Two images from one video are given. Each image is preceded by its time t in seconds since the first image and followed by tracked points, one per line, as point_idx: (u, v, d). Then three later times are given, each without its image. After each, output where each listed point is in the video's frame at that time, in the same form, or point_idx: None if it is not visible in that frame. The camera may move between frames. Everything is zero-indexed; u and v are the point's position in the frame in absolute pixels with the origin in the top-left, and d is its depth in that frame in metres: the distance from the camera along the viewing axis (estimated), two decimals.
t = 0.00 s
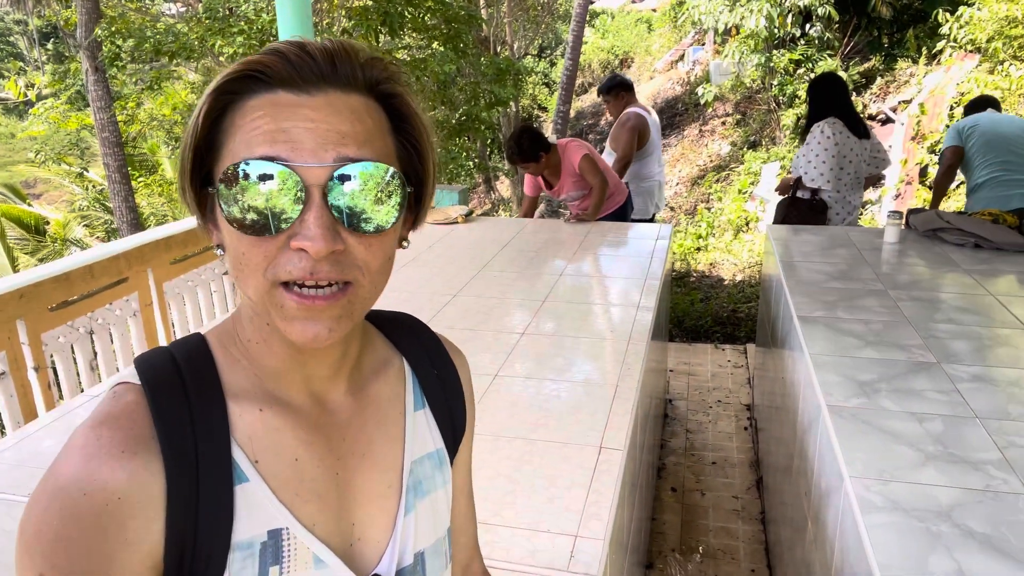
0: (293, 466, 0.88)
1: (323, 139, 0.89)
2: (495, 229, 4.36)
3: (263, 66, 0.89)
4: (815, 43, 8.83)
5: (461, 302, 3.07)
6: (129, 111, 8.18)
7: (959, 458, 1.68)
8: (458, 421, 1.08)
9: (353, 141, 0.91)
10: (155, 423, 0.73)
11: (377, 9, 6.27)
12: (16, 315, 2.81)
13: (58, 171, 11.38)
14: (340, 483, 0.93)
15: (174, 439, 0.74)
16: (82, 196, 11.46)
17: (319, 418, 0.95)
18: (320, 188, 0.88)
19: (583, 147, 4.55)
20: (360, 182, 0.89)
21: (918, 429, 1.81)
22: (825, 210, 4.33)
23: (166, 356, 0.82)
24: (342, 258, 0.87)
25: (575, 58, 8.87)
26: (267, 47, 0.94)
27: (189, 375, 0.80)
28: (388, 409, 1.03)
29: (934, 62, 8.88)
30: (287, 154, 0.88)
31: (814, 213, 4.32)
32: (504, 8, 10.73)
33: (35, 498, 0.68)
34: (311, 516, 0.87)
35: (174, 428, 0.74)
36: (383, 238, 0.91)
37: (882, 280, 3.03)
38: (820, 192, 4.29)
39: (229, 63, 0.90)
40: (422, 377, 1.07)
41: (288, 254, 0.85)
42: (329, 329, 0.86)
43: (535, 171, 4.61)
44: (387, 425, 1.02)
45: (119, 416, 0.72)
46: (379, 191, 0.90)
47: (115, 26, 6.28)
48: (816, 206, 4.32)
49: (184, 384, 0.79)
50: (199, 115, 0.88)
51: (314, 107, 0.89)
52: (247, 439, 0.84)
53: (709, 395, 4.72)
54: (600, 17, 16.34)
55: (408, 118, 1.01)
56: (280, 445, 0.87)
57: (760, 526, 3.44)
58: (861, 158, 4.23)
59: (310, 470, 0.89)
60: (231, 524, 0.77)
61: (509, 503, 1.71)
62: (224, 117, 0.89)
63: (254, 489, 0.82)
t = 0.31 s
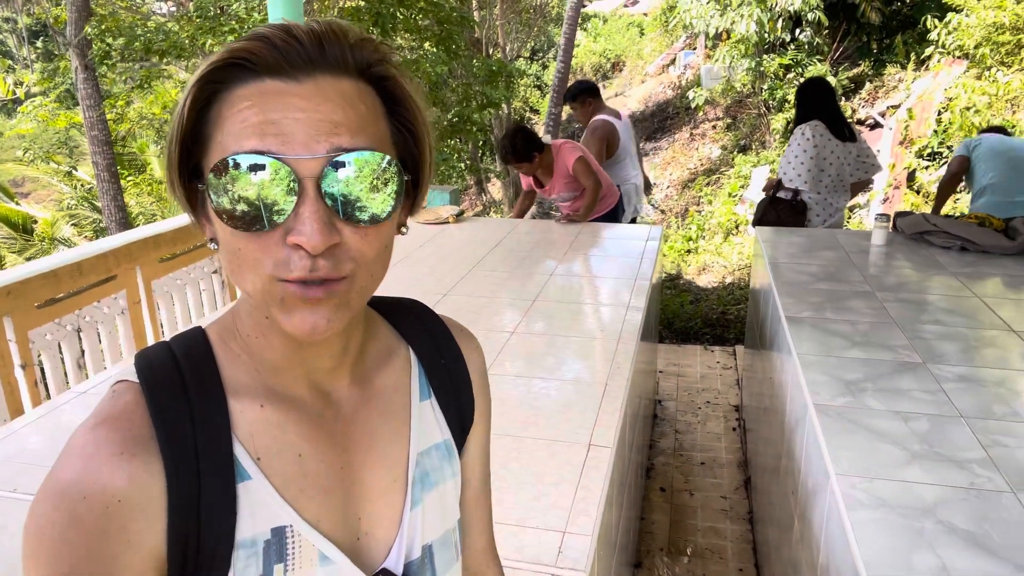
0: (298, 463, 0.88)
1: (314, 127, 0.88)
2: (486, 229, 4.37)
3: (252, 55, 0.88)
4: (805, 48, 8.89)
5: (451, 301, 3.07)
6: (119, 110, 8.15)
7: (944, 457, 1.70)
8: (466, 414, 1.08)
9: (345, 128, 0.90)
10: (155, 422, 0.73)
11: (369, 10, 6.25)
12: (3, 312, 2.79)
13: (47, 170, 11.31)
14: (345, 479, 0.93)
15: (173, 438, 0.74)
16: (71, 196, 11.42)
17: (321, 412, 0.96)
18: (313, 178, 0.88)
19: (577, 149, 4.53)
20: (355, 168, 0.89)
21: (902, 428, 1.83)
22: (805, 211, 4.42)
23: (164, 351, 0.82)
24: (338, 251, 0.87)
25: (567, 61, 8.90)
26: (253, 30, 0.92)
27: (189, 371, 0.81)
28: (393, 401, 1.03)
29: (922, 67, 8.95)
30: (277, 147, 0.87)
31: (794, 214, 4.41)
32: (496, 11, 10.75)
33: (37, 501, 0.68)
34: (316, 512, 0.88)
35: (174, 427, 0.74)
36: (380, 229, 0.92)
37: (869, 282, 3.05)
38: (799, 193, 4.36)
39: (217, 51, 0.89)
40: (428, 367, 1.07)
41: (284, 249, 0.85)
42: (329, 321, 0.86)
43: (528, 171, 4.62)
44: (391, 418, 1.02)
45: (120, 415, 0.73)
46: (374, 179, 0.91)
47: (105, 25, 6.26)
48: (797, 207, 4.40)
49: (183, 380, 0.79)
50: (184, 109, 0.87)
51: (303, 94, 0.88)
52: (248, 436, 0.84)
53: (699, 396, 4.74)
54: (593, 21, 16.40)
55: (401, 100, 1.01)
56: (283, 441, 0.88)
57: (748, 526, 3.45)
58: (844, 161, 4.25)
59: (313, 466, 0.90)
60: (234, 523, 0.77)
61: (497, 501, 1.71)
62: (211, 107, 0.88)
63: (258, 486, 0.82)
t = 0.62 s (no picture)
0: (285, 460, 0.89)
1: (339, 130, 0.89)
2: (480, 230, 4.38)
3: (280, 50, 0.86)
4: (798, 52, 8.95)
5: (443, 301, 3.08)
6: (114, 110, 8.14)
7: (930, 454, 1.73)
8: (458, 402, 1.09)
9: (365, 127, 0.92)
10: (135, 424, 0.74)
11: (364, 11, 6.25)
12: None
13: (41, 170, 11.29)
14: (335, 473, 0.94)
15: (156, 442, 0.74)
16: (64, 196, 11.40)
17: (307, 407, 0.97)
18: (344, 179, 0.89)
19: (571, 150, 4.54)
20: (363, 168, 0.91)
21: (890, 426, 1.85)
22: (792, 214, 4.43)
23: (143, 352, 0.82)
24: (369, 250, 0.89)
25: (562, 64, 8.93)
26: (255, 17, 0.89)
27: (168, 370, 0.81)
28: (382, 393, 1.05)
29: (914, 72, 9.00)
30: (311, 150, 0.87)
31: (781, 217, 4.42)
32: (492, 14, 10.78)
33: (24, 506, 0.70)
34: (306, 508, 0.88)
35: (156, 429, 0.75)
36: (386, 224, 0.94)
37: (860, 283, 3.07)
38: (787, 196, 4.38)
39: (228, 37, 0.85)
40: (416, 356, 1.09)
41: (314, 249, 0.87)
42: (350, 319, 0.87)
43: (522, 170, 4.64)
44: (380, 409, 1.03)
45: (101, 421, 0.73)
46: (364, 171, 0.91)
47: (100, 25, 6.27)
48: (784, 209, 4.41)
49: (163, 380, 0.79)
50: (196, 98, 0.83)
51: (331, 91, 0.88)
52: (233, 434, 0.85)
53: (691, 397, 4.75)
54: (588, 25, 16.47)
55: (394, 95, 1.04)
56: (268, 438, 0.89)
57: (739, 526, 3.46)
58: (832, 165, 4.27)
59: (301, 462, 0.91)
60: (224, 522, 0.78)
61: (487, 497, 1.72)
62: (216, 103, 0.84)
63: (244, 484, 0.83)
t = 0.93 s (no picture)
0: (257, 470, 0.89)
1: (339, 146, 0.89)
2: (476, 232, 4.38)
3: (276, 58, 0.85)
4: (795, 55, 8.97)
5: (438, 303, 3.08)
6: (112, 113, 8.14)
7: (921, 455, 1.75)
8: (432, 399, 1.10)
9: (357, 137, 0.92)
10: (97, 445, 0.73)
11: (361, 14, 6.23)
12: None
13: (38, 172, 11.27)
14: (311, 480, 0.94)
15: (121, 461, 0.74)
16: (62, 198, 11.41)
17: (277, 414, 0.96)
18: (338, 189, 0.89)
19: (567, 152, 4.56)
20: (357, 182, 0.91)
21: (883, 428, 1.87)
22: (780, 215, 4.49)
23: (104, 368, 0.81)
24: (361, 264, 0.90)
25: (559, 67, 8.94)
26: (236, 16, 0.87)
27: (129, 385, 0.80)
28: (354, 394, 1.05)
29: (911, 75, 9.02)
30: (310, 162, 0.87)
31: (770, 217, 4.47)
32: (490, 17, 10.79)
33: None
34: (281, 517, 0.89)
35: (119, 447, 0.74)
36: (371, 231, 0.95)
37: (855, 285, 3.08)
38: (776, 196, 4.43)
39: (217, 46, 0.83)
40: (389, 355, 1.10)
41: (311, 259, 0.87)
42: (340, 325, 0.87)
43: (518, 173, 4.62)
44: (354, 412, 1.04)
45: (62, 441, 0.73)
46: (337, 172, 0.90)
47: (97, 27, 6.30)
48: (773, 210, 4.46)
49: (125, 396, 0.79)
50: (191, 109, 0.81)
51: (326, 100, 0.89)
52: (202, 447, 0.85)
53: (687, 399, 4.75)
54: (587, 28, 16.50)
55: (367, 98, 1.05)
56: (240, 448, 0.89)
57: (734, 527, 3.46)
58: (820, 165, 4.35)
59: (275, 471, 0.91)
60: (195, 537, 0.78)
61: (479, 498, 1.72)
62: (210, 114, 0.83)
63: (215, 499, 0.83)
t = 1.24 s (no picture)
0: (236, 468, 0.88)
1: (278, 117, 0.88)
2: (467, 234, 4.38)
3: (212, 32, 0.88)
4: (785, 57, 8.99)
5: (429, 305, 3.09)
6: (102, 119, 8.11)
7: (908, 451, 1.79)
8: (424, 401, 1.11)
9: (307, 121, 0.91)
10: (74, 435, 0.73)
11: (352, 18, 6.21)
12: None
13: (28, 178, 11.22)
14: (292, 482, 0.94)
15: (98, 453, 0.73)
16: (52, 204, 11.38)
17: (260, 414, 0.96)
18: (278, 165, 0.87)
19: (558, 155, 4.60)
20: (296, 160, 0.88)
21: (870, 426, 1.91)
22: (751, 212, 4.80)
23: (86, 362, 0.81)
24: (301, 239, 0.86)
25: (551, 70, 8.96)
26: (204, 8, 0.91)
27: (110, 379, 0.80)
28: (341, 396, 1.05)
29: (900, 77, 9.08)
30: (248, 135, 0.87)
31: (739, 214, 4.78)
32: (482, 20, 10.81)
33: None
34: (260, 518, 0.88)
35: (97, 438, 0.74)
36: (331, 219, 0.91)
37: (843, 284, 3.11)
38: (746, 195, 4.74)
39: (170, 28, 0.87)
40: (378, 360, 1.10)
41: (243, 235, 0.84)
42: (288, 309, 0.84)
43: (511, 176, 4.64)
44: (340, 415, 1.04)
45: (38, 430, 0.72)
46: (318, 168, 0.90)
47: (88, 32, 6.31)
48: (743, 207, 4.77)
49: (106, 389, 0.78)
50: (131, 79, 0.84)
51: (267, 76, 0.88)
52: (181, 444, 0.84)
53: (679, 400, 4.77)
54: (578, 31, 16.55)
55: (352, 94, 1.06)
56: (220, 446, 0.88)
57: (726, 527, 3.48)
58: (789, 167, 4.59)
59: (255, 470, 0.90)
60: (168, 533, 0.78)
61: (467, 498, 1.72)
62: (156, 87, 0.85)
63: (190, 496, 0.82)
